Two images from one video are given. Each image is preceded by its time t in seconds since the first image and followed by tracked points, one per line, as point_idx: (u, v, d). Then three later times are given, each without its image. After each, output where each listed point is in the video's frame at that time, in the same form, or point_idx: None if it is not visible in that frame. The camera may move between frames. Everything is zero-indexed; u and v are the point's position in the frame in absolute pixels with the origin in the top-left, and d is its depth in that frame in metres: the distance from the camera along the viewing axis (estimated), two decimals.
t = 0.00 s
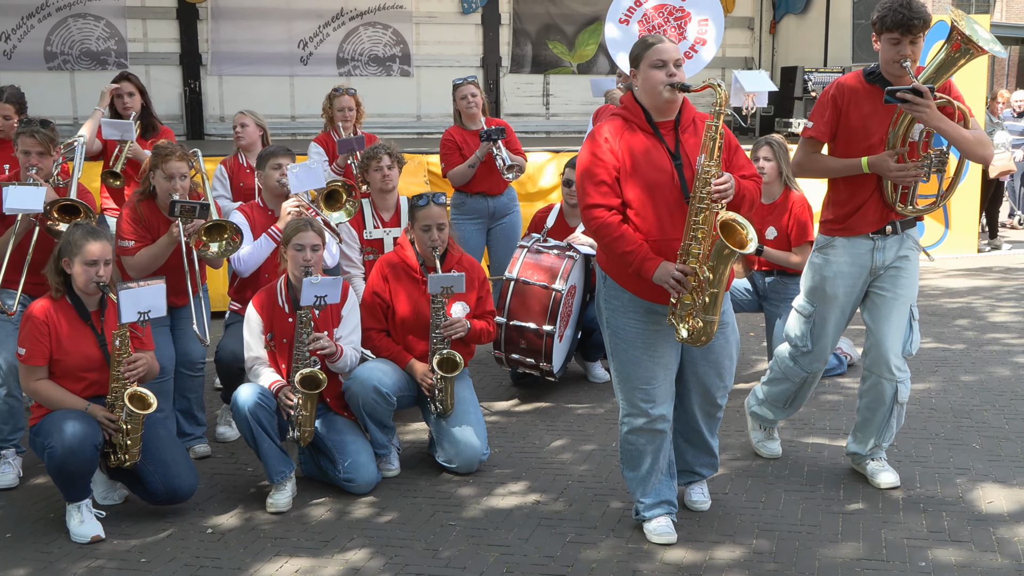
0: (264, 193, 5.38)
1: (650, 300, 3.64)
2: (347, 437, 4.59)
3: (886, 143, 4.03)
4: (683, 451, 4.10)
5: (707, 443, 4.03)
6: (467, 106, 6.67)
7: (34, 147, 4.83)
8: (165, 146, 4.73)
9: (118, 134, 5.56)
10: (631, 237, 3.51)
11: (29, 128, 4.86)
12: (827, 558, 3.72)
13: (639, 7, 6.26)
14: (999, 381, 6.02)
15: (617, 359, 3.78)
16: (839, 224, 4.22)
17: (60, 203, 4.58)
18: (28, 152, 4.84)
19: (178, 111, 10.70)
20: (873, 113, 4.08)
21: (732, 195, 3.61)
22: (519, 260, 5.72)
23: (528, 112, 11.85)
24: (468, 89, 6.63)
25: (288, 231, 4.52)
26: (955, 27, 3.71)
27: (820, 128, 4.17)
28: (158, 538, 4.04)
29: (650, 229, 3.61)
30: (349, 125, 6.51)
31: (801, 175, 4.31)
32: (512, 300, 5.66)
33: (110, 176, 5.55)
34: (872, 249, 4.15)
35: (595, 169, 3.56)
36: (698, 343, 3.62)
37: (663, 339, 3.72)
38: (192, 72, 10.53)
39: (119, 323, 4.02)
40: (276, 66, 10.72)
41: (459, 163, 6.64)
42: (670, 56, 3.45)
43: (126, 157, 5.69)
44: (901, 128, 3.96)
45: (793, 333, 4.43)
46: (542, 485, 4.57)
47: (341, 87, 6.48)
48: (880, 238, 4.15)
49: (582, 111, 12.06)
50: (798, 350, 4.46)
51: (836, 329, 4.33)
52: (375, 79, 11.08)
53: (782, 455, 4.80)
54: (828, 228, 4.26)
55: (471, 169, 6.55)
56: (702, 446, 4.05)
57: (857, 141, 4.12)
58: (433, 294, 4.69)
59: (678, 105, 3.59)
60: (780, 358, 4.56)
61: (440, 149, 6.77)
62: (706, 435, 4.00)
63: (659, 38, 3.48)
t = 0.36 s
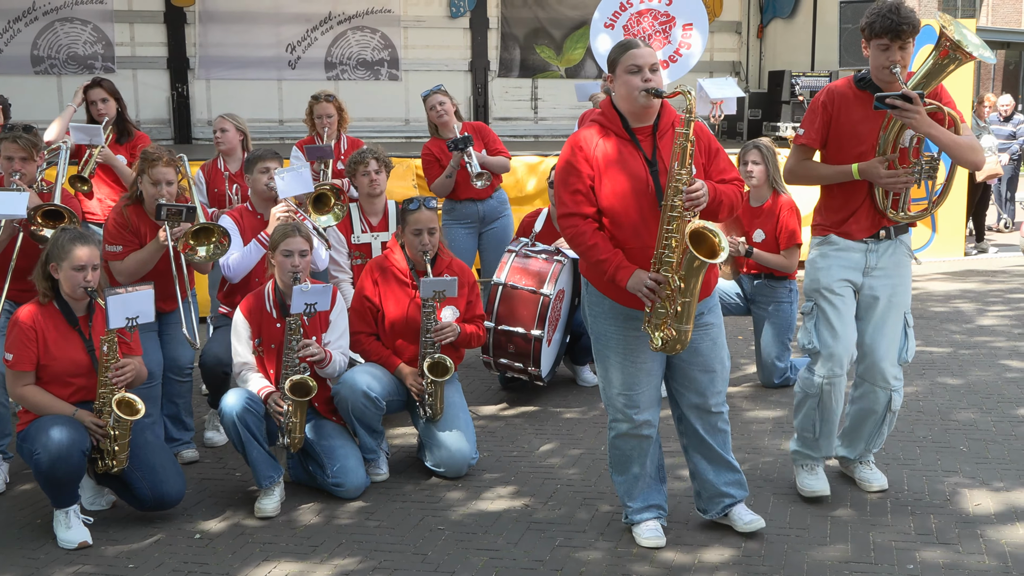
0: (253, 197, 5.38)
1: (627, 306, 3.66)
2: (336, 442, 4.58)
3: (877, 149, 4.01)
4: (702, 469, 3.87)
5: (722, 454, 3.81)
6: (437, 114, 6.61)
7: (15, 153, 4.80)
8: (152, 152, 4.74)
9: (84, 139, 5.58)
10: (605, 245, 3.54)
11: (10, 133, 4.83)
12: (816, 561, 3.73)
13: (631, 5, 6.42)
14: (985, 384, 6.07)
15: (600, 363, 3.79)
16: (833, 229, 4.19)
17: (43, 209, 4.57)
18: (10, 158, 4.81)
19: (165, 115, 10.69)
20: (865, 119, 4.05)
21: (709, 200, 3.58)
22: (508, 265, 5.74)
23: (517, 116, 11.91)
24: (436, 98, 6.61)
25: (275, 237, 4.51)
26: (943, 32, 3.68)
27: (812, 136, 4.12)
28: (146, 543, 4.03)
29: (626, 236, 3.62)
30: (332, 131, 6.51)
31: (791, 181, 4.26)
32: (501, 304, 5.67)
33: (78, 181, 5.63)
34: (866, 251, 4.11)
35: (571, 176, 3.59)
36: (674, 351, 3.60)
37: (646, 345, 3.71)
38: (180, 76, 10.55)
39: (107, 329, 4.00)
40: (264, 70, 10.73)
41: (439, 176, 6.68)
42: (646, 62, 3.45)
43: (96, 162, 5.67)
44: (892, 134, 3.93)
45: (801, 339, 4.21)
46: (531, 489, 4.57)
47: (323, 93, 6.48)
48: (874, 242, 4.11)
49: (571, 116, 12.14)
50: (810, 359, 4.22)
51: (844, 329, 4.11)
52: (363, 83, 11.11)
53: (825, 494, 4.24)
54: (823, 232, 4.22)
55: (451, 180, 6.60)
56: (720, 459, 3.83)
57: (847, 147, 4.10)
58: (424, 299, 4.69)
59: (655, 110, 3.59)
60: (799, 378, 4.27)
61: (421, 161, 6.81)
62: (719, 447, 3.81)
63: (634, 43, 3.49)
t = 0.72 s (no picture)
0: (243, 201, 5.39)
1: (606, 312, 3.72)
2: (326, 446, 4.57)
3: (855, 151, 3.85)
4: (692, 475, 3.83)
5: (713, 459, 3.77)
6: (416, 114, 6.67)
7: None
8: (141, 158, 4.72)
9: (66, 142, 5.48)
10: (583, 255, 3.60)
11: None
12: (806, 563, 3.74)
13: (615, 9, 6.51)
14: (973, 387, 6.11)
15: (586, 365, 3.82)
16: (815, 235, 4.02)
17: (27, 212, 4.55)
18: None
19: (154, 119, 10.67)
20: (844, 123, 3.91)
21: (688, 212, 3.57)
22: (498, 269, 5.74)
23: (506, 120, 11.94)
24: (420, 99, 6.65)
25: (263, 242, 4.49)
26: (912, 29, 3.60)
27: (793, 142, 4.00)
28: (135, 548, 4.01)
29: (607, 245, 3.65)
30: (317, 135, 6.51)
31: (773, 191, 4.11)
32: (490, 308, 5.68)
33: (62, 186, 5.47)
34: (852, 259, 3.94)
35: (553, 183, 3.64)
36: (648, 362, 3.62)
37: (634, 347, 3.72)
38: (168, 80, 10.54)
39: (95, 334, 3.99)
40: (253, 74, 10.72)
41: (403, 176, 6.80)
42: (628, 70, 3.44)
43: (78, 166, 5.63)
44: (869, 135, 3.78)
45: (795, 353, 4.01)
46: (520, 493, 4.57)
47: (309, 99, 6.46)
48: (858, 249, 3.95)
49: (560, 120, 12.17)
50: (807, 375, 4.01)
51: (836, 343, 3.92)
52: (352, 87, 11.10)
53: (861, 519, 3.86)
54: (807, 240, 4.05)
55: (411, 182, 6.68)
56: (711, 466, 3.79)
57: (826, 153, 3.96)
58: (416, 303, 4.68)
59: (639, 118, 3.58)
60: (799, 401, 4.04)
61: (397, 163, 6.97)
62: (711, 453, 3.78)
63: (620, 50, 3.47)
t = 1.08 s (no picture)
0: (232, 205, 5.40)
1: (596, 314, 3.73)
2: (314, 451, 4.57)
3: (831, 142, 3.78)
4: (673, 478, 3.84)
5: (695, 463, 3.79)
6: (409, 115, 6.67)
7: None
8: (131, 166, 4.73)
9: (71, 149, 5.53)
10: (573, 258, 3.60)
11: None
12: (793, 566, 3.75)
13: (597, 13, 6.56)
14: (959, 389, 6.14)
15: (575, 370, 3.82)
16: (802, 235, 3.95)
17: (9, 217, 4.57)
18: None
19: (141, 124, 10.63)
20: (814, 117, 3.84)
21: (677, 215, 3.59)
22: (486, 272, 5.74)
23: (494, 124, 11.96)
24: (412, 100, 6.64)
25: (249, 245, 4.49)
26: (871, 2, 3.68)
27: (765, 142, 3.93)
28: (123, 555, 3.99)
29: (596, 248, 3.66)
30: (302, 140, 6.49)
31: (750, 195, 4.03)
32: (478, 313, 5.69)
33: (69, 192, 5.54)
34: (838, 260, 3.92)
35: (543, 188, 3.65)
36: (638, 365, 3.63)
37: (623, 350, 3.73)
38: (156, 84, 10.49)
39: (82, 338, 3.97)
40: (241, 78, 10.71)
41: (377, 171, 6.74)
42: (616, 75, 3.46)
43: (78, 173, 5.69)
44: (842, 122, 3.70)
45: (778, 363, 3.97)
46: (509, 497, 4.57)
47: (294, 103, 6.42)
48: (845, 249, 3.92)
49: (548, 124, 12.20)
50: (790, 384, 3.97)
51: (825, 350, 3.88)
52: (340, 92, 11.14)
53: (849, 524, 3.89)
54: (793, 242, 3.98)
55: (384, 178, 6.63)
56: (693, 469, 3.81)
57: (800, 148, 3.89)
58: (405, 306, 4.69)
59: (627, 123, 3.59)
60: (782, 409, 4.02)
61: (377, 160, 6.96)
62: (694, 456, 3.80)
63: (608, 55, 3.49)
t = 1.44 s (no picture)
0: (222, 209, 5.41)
1: (594, 313, 3.68)
2: (303, 456, 4.56)
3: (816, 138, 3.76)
4: (663, 482, 3.85)
5: (685, 466, 3.80)
6: (398, 121, 6.63)
7: None
8: (120, 170, 4.72)
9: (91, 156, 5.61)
10: (573, 253, 3.55)
11: None
12: (782, 569, 3.77)
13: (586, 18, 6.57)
14: (947, 392, 6.17)
15: (572, 374, 3.79)
16: (792, 235, 3.90)
17: None
18: None
19: (129, 128, 10.60)
20: (792, 116, 3.83)
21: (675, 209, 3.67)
22: (476, 274, 5.75)
23: (484, 128, 11.97)
24: (401, 106, 6.62)
25: (236, 246, 4.51)
26: None
27: (743, 146, 3.89)
28: (111, 560, 3.97)
29: (593, 245, 3.64)
30: (292, 143, 6.48)
31: (735, 201, 4.00)
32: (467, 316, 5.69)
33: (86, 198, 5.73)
34: (831, 260, 3.87)
35: (538, 187, 3.62)
36: (642, 358, 3.63)
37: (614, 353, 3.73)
38: (144, 88, 10.47)
39: (70, 343, 3.96)
40: (230, 82, 10.71)
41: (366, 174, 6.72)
42: (610, 72, 3.51)
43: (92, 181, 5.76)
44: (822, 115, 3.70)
45: (767, 369, 3.96)
46: (499, 501, 4.58)
47: (282, 106, 6.46)
48: (837, 248, 3.88)
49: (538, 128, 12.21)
50: (776, 388, 3.97)
51: (814, 356, 3.88)
52: (329, 96, 11.16)
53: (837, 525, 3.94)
54: (784, 243, 3.92)
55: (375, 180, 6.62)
56: (683, 473, 3.82)
57: (783, 147, 3.86)
58: (399, 306, 4.68)
59: (620, 121, 3.64)
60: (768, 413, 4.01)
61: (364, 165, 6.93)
62: (684, 460, 3.81)
63: (599, 55, 3.54)
